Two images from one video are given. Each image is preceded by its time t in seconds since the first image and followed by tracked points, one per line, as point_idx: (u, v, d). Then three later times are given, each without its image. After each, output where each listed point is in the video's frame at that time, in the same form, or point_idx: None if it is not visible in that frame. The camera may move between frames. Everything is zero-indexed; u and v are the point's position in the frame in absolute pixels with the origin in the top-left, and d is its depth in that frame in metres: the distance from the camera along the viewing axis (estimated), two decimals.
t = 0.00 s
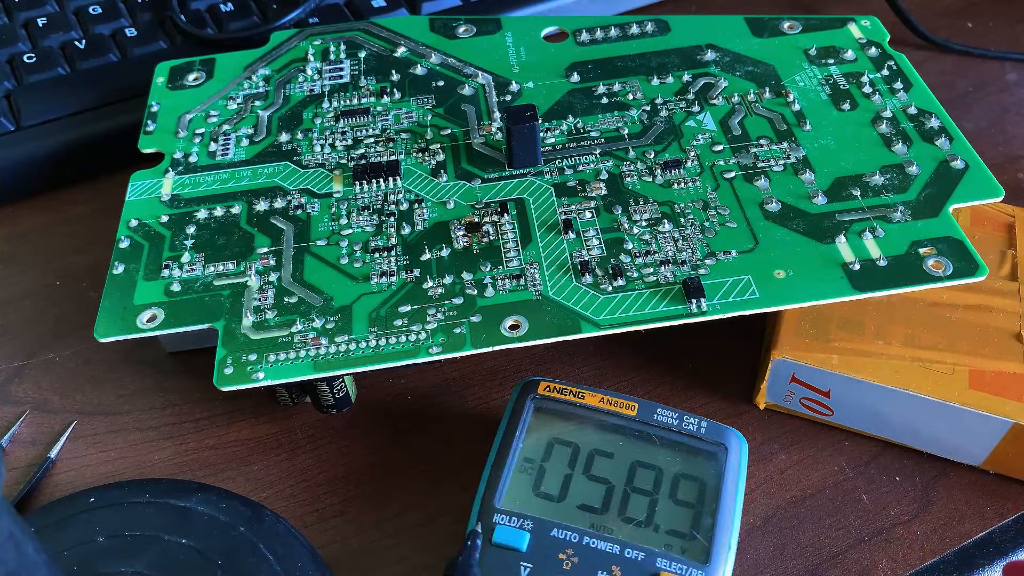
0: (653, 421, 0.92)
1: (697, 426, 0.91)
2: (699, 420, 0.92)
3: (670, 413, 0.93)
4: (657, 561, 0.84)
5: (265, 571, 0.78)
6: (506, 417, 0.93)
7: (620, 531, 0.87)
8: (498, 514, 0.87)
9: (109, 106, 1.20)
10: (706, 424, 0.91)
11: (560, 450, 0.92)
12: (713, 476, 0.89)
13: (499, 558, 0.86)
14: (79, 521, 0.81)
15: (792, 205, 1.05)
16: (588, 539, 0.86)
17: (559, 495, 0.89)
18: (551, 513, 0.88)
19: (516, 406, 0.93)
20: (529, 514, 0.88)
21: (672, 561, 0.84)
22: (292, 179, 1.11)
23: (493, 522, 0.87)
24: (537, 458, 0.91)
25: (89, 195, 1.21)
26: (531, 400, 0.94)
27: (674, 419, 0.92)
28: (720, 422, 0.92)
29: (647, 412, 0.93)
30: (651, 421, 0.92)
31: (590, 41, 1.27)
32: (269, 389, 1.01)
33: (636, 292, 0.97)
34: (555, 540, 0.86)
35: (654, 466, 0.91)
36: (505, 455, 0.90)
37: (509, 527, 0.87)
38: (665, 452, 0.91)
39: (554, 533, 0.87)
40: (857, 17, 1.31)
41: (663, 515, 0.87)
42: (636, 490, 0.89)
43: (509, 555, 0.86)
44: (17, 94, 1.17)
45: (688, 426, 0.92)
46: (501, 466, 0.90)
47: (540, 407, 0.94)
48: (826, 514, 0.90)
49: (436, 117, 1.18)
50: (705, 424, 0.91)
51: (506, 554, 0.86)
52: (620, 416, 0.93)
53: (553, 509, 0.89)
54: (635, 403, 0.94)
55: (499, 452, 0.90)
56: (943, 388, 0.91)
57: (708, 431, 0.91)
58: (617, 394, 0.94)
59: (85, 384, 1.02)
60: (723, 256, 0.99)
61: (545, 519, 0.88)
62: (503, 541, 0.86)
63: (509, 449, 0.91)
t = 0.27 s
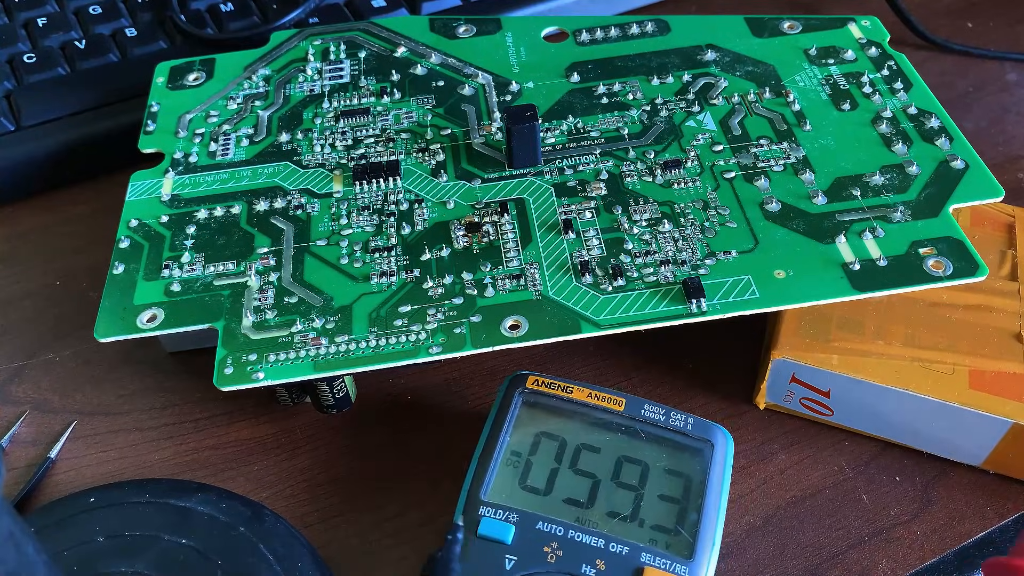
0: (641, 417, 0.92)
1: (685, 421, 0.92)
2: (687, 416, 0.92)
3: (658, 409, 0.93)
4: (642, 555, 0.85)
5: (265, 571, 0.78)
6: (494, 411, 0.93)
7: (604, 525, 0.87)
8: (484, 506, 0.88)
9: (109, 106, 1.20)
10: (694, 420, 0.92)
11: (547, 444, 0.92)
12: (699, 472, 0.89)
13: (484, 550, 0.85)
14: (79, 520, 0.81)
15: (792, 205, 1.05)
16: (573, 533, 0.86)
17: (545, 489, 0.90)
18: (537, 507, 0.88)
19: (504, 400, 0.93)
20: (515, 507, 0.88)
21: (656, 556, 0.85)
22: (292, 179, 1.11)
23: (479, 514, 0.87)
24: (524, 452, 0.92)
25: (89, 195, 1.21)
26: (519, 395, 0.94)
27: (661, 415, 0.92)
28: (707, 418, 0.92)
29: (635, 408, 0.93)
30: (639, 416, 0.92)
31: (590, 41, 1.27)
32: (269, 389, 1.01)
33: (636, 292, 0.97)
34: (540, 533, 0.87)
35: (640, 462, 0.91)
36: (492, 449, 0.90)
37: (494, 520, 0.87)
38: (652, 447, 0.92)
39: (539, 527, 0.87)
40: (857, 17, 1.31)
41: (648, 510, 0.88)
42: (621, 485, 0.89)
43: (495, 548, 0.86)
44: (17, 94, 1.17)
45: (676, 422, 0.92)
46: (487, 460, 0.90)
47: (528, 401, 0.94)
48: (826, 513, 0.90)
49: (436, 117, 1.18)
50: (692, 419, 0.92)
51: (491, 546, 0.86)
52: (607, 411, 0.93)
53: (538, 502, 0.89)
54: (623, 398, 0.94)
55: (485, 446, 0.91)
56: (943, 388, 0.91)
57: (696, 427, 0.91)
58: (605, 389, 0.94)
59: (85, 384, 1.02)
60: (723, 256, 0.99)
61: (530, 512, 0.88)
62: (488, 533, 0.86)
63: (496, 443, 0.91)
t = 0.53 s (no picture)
0: (630, 407, 0.93)
1: (674, 414, 0.92)
2: (675, 408, 0.92)
3: (648, 401, 0.93)
4: (626, 544, 0.85)
5: (265, 571, 0.78)
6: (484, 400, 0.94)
7: (590, 514, 0.87)
8: (471, 492, 0.88)
9: (109, 106, 1.20)
10: (682, 413, 0.92)
11: (535, 434, 0.93)
12: (686, 464, 0.89)
13: (468, 536, 0.86)
14: (78, 520, 0.81)
15: (792, 205, 1.05)
16: (559, 521, 0.86)
17: (532, 477, 0.90)
18: (523, 494, 0.89)
19: (494, 390, 0.94)
20: (501, 494, 0.88)
21: (640, 545, 0.85)
22: (291, 179, 1.11)
23: (466, 499, 0.88)
24: (513, 441, 0.92)
25: (89, 195, 1.21)
26: (508, 382, 0.95)
27: (650, 407, 0.93)
28: (696, 411, 0.93)
29: (624, 400, 0.93)
30: (627, 408, 0.93)
31: (590, 41, 1.27)
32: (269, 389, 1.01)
33: (636, 292, 0.97)
34: (526, 520, 0.87)
35: (629, 453, 0.91)
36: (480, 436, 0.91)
37: (480, 506, 0.87)
38: (640, 438, 0.92)
39: (525, 514, 0.87)
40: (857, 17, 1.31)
41: (634, 501, 0.88)
42: (608, 475, 0.90)
43: (480, 534, 0.86)
44: (17, 94, 1.17)
45: (665, 414, 0.92)
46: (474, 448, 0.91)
47: (518, 390, 0.95)
48: (826, 514, 0.90)
49: (436, 117, 1.18)
50: (681, 411, 0.92)
51: (477, 532, 0.86)
52: (596, 402, 0.93)
53: (524, 489, 0.89)
54: (613, 390, 0.94)
55: (475, 433, 0.91)
56: (943, 388, 0.91)
57: (684, 419, 0.92)
58: (596, 380, 0.95)
59: (85, 384, 1.02)
60: (723, 256, 0.99)
61: (517, 499, 0.88)
62: (474, 518, 0.86)
63: (485, 430, 0.92)
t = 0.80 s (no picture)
0: (618, 403, 0.93)
1: (662, 409, 0.92)
2: (663, 402, 0.93)
3: (636, 396, 0.94)
4: (613, 539, 0.85)
5: (265, 571, 0.78)
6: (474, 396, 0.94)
7: (578, 509, 0.88)
8: (460, 487, 0.89)
9: (109, 106, 1.20)
10: (670, 408, 0.93)
11: (524, 429, 0.93)
12: (674, 459, 0.90)
13: (456, 530, 0.86)
14: (78, 520, 0.81)
15: (792, 205, 1.05)
16: (547, 515, 0.87)
17: (520, 472, 0.91)
18: (512, 489, 0.89)
19: (483, 386, 0.95)
20: (489, 488, 0.89)
21: (627, 539, 0.85)
22: (292, 179, 1.11)
23: (454, 494, 0.88)
24: (502, 436, 0.93)
25: (89, 195, 1.21)
26: (499, 378, 0.95)
27: (638, 402, 0.93)
28: (684, 407, 0.93)
29: (612, 395, 0.94)
30: (615, 403, 0.93)
31: (590, 41, 1.27)
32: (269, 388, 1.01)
33: (636, 292, 0.97)
34: (515, 515, 0.87)
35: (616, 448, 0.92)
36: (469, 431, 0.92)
37: (468, 501, 0.87)
38: (628, 434, 0.93)
39: (513, 508, 0.88)
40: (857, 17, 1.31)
41: (622, 495, 0.89)
42: (596, 470, 0.90)
43: (469, 528, 0.86)
44: (17, 94, 1.17)
45: (653, 409, 0.92)
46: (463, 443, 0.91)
47: (507, 386, 0.95)
48: (826, 514, 0.90)
49: (436, 117, 1.18)
50: (668, 406, 0.93)
51: (465, 526, 0.86)
52: (584, 397, 0.94)
53: (512, 484, 0.90)
54: (601, 385, 0.95)
55: (463, 429, 0.92)
56: (943, 387, 0.91)
57: (672, 414, 0.92)
58: (584, 375, 0.96)
59: (85, 384, 1.02)
60: (723, 256, 0.99)
61: (505, 493, 0.89)
62: (463, 513, 0.87)
63: (474, 426, 0.92)
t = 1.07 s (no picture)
0: (618, 403, 0.93)
1: (661, 409, 0.92)
2: (663, 402, 0.93)
3: (635, 395, 0.94)
4: (613, 539, 0.85)
5: (265, 571, 0.78)
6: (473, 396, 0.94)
7: (578, 509, 0.88)
8: (459, 487, 0.89)
9: (109, 106, 1.20)
10: (670, 408, 0.93)
11: (524, 429, 0.93)
12: (674, 458, 0.90)
13: (456, 530, 0.86)
14: (78, 520, 0.81)
15: (792, 205, 1.05)
16: (547, 515, 0.87)
17: (520, 472, 0.91)
18: (511, 489, 0.89)
19: (483, 386, 0.95)
20: (489, 488, 0.89)
21: (628, 539, 0.85)
22: (292, 179, 1.11)
23: (454, 494, 0.88)
24: (502, 436, 0.93)
25: (89, 195, 1.21)
26: (499, 377, 0.95)
27: (638, 401, 0.93)
28: (684, 407, 0.93)
29: (612, 395, 0.94)
30: (615, 403, 0.93)
31: (590, 41, 1.27)
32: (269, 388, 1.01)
33: (636, 292, 0.97)
34: (515, 515, 0.87)
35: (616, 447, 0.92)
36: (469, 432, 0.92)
37: (469, 501, 0.87)
38: (628, 434, 0.93)
39: (513, 508, 0.88)
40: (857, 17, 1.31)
41: (622, 495, 0.89)
42: (596, 470, 0.90)
43: (469, 528, 0.86)
44: (17, 94, 1.17)
45: (653, 409, 0.92)
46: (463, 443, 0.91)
47: (507, 386, 0.95)
48: (826, 514, 0.90)
49: (436, 117, 1.18)
50: (668, 406, 0.93)
51: (465, 527, 0.87)
52: (584, 397, 0.94)
53: (512, 484, 0.90)
54: (601, 385, 0.95)
55: (463, 429, 0.92)
56: (943, 387, 0.91)
57: (672, 413, 0.92)
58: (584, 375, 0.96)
59: (85, 385, 1.02)
60: (723, 256, 0.99)
61: (505, 493, 0.89)
62: (463, 513, 0.87)
63: (474, 426, 0.92)
